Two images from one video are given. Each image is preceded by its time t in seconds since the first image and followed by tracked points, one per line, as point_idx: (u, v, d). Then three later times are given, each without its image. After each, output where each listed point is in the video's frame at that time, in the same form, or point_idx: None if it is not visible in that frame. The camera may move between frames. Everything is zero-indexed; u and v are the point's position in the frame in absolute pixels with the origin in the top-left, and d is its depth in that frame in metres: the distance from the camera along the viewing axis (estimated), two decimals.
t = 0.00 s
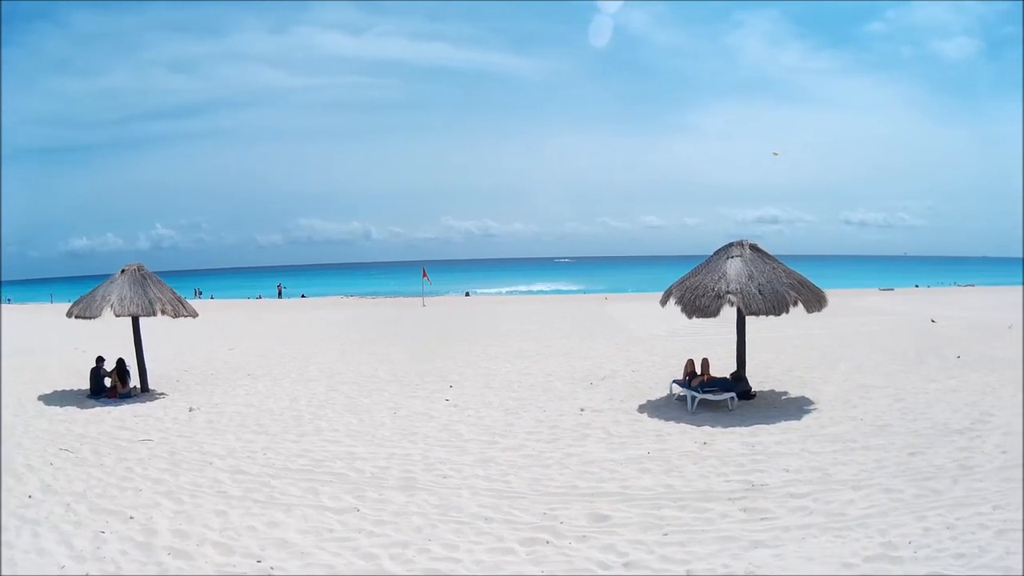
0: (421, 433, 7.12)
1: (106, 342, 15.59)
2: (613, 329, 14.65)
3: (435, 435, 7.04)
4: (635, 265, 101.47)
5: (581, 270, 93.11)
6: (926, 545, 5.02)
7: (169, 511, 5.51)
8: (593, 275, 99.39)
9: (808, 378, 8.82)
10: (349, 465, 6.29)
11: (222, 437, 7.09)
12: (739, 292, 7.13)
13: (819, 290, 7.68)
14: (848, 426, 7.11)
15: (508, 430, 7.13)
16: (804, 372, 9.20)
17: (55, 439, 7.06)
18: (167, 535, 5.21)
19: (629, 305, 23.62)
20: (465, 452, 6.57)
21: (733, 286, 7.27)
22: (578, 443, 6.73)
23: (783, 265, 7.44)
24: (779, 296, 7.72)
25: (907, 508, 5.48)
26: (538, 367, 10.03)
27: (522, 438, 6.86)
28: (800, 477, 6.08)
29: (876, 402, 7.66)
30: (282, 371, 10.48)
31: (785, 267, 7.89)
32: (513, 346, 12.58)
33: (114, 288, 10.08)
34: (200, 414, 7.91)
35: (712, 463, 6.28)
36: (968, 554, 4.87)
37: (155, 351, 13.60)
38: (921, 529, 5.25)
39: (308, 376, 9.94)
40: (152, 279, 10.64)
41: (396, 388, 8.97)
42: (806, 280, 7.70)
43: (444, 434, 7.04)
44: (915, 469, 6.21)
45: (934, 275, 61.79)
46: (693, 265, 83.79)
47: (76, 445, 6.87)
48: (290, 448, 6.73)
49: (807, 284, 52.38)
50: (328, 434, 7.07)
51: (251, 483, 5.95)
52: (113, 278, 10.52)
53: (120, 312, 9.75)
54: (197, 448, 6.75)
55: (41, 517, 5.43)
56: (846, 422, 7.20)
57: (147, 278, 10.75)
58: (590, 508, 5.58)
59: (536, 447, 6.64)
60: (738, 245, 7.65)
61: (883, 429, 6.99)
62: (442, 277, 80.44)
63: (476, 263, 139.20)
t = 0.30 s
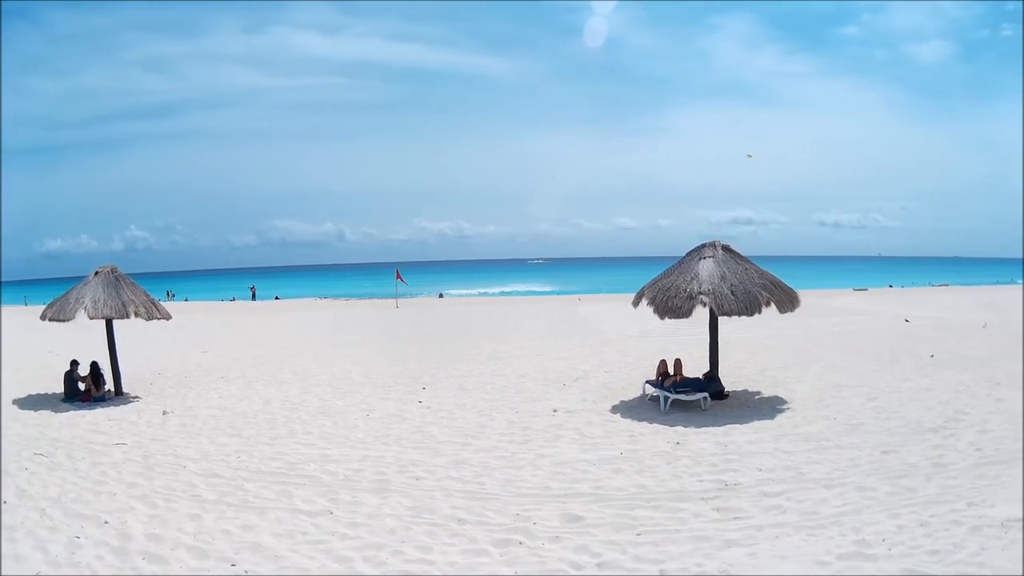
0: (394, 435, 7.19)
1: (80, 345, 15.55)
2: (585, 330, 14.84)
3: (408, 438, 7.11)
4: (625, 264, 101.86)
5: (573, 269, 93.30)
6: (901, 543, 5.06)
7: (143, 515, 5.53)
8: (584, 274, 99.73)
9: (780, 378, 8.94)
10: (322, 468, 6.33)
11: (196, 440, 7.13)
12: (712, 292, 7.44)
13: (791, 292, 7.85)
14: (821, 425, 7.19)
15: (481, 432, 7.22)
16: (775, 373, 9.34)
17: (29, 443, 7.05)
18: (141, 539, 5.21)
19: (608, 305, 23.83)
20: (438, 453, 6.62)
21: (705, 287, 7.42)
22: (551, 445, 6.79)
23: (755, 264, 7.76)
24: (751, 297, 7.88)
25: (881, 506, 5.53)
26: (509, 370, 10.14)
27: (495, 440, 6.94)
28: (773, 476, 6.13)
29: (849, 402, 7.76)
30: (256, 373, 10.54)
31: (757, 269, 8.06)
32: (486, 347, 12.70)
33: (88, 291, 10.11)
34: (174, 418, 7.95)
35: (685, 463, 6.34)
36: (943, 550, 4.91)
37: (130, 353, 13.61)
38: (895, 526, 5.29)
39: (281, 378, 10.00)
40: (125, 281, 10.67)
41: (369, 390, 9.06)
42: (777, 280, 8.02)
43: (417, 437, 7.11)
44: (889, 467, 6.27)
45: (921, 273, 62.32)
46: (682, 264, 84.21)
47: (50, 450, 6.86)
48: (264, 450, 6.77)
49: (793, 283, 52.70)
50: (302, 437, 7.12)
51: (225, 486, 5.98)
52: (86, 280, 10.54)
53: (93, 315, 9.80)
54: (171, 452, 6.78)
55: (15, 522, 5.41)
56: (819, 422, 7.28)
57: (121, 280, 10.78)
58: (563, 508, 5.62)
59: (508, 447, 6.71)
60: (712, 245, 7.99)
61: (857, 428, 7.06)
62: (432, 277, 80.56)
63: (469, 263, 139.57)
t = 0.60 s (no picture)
0: (357, 435, 7.27)
1: (46, 347, 15.48)
2: (549, 329, 15.04)
3: (371, 437, 7.19)
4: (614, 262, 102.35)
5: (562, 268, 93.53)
6: (865, 539, 5.12)
7: (108, 518, 5.54)
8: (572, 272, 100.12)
9: (743, 377, 9.08)
10: (286, 469, 6.40)
11: (160, 441, 7.17)
12: (675, 292, 7.57)
13: (754, 290, 8.00)
14: (785, 423, 7.28)
15: (445, 431, 7.31)
16: (739, 372, 9.48)
17: None
18: (107, 542, 5.22)
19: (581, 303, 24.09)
20: (401, 453, 6.70)
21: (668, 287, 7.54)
22: (513, 443, 6.89)
23: (717, 262, 7.90)
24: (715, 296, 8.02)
25: (845, 503, 5.58)
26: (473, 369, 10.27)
27: (457, 439, 7.03)
28: (737, 474, 6.20)
29: (813, 400, 7.86)
30: (220, 373, 10.60)
31: (721, 268, 8.21)
32: (451, 347, 12.85)
33: (52, 291, 10.13)
34: (138, 419, 7.99)
35: (648, 462, 6.40)
36: (907, 546, 4.97)
37: (95, 354, 13.59)
38: (860, 523, 5.34)
39: (245, 378, 10.07)
40: (88, 281, 10.71)
41: (333, 390, 9.16)
42: (741, 279, 8.17)
43: (381, 436, 7.19)
44: (853, 464, 6.34)
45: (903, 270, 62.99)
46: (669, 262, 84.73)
47: (15, 452, 6.86)
48: (228, 451, 6.83)
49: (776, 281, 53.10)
50: (266, 437, 7.19)
51: (189, 487, 6.02)
52: (48, 280, 10.55)
53: (58, 316, 9.85)
54: (135, 453, 6.81)
55: None
56: (782, 420, 7.38)
57: (83, 280, 10.82)
58: (527, 508, 5.67)
59: (470, 447, 6.80)
60: (672, 244, 8.20)
61: (821, 425, 7.15)
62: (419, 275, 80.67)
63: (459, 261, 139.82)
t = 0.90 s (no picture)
0: (321, 434, 7.38)
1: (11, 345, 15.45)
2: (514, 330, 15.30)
3: (334, 437, 7.29)
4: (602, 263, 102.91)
5: (553, 268, 93.73)
6: (830, 538, 5.16)
7: (73, 518, 5.55)
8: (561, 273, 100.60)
9: (706, 378, 9.24)
10: (249, 468, 6.48)
11: (124, 441, 7.23)
12: (638, 293, 7.84)
13: (716, 290, 8.29)
14: (748, 423, 7.39)
15: (408, 431, 7.43)
16: (702, 373, 9.65)
17: None
18: (72, 543, 5.21)
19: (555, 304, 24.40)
20: (365, 452, 6.81)
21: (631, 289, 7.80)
22: (476, 442, 7.05)
23: (680, 264, 8.15)
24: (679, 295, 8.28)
25: (809, 502, 5.63)
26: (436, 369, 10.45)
27: (420, 438, 7.17)
28: (700, 473, 6.27)
29: (777, 401, 7.98)
30: (184, 372, 10.69)
31: (684, 269, 8.48)
32: (416, 347, 13.05)
33: (17, 289, 10.18)
34: (103, 418, 8.06)
35: (611, 462, 6.49)
36: (872, 545, 5.00)
37: (60, 352, 13.59)
38: (824, 522, 5.39)
39: (209, 377, 10.17)
40: (54, 278, 10.76)
41: (297, 390, 9.30)
42: (703, 279, 8.45)
43: (344, 436, 7.30)
44: (817, 464, 6.41)
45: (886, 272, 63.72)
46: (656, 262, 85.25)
47: None
48: (192, 451, 6.91)
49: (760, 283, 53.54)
50: (229, 437, 7.29)
51: (153, 487, 6.07)
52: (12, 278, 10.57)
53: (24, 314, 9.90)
54: (99, 453, 6.86)
55: None
56: (745, 420, 7.49)
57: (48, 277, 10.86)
58: (490, 507, 5.73)
59: (433, 447, 6.92)
60: (634, 245, 8.51)
61: (784, 426, 7.25)
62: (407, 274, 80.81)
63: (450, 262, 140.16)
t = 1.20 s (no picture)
0: (288, 436, 7.45)
1: None
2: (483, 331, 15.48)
3: (301, 439, 7.35)
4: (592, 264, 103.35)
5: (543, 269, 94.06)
6: (796, 540, 5.18)
7: (40, 521, 5.53)
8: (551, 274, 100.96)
9: (672, 381, 9.37)
10: (215, 470, 6.54)
11: (90, 443, 7.25)
12: (605, 297, 7.99)
13: (683, 295, 8.46)
14: (714, 426, 7.48)
15: (375, 432, 7.51)
16: (670, 375, 9.76)
17: None
18: (38, 546, 5.18)
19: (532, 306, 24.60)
20: (330, 455, 6.88)
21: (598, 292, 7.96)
22: (441, 443, 7.14)
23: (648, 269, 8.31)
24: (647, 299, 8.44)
25: (776, 505, 5.68)
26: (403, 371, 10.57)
27: (386, 440, 7.24)
28: (666, 476, 6.33)
29: (744, 404, 8.07)
30: (152, 373, 10.72)
31: (651, 273, 8.65)
32: (386, 348, 13.17)
33: None
34: (70, 419, 8.08)
35: (577, 465, 6.56)
36: (839, 547, 5.02)
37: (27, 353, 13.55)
38: (791, 524, 5.43)
39: (176, 379, 10.22)
40: (22, 275, 10.70)
41: (264, 391, 9.38)
42: (671, 283, 8.63)
43: (310, 438, 7.37)
44: (784, 466, 6.47)
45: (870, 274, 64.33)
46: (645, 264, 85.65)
47: None
48: (158, 453, 6.97)
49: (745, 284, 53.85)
50: (195, 439, 7.35)
51: (120, 490, 6.11)
52: None
53: None
54: (65, 455, 6.88)
55: None
56: (711, 423, 7.57)
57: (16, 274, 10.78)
58: (456, 510, 5.78)
59: (399, 449, 7.00)
60: (602, 249, 8.66)
61: (750, 428, 7.34)
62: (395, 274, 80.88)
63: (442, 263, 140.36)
